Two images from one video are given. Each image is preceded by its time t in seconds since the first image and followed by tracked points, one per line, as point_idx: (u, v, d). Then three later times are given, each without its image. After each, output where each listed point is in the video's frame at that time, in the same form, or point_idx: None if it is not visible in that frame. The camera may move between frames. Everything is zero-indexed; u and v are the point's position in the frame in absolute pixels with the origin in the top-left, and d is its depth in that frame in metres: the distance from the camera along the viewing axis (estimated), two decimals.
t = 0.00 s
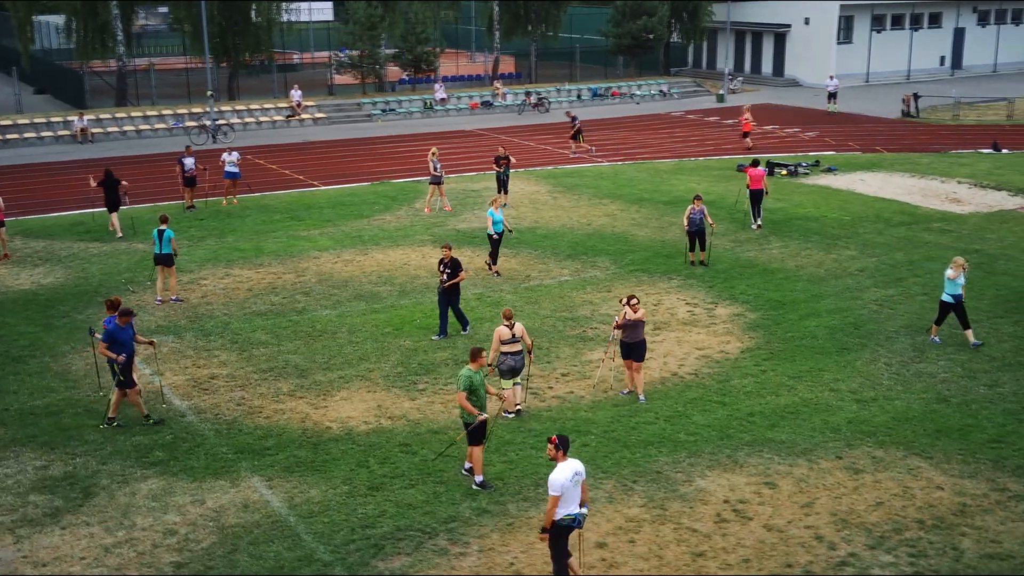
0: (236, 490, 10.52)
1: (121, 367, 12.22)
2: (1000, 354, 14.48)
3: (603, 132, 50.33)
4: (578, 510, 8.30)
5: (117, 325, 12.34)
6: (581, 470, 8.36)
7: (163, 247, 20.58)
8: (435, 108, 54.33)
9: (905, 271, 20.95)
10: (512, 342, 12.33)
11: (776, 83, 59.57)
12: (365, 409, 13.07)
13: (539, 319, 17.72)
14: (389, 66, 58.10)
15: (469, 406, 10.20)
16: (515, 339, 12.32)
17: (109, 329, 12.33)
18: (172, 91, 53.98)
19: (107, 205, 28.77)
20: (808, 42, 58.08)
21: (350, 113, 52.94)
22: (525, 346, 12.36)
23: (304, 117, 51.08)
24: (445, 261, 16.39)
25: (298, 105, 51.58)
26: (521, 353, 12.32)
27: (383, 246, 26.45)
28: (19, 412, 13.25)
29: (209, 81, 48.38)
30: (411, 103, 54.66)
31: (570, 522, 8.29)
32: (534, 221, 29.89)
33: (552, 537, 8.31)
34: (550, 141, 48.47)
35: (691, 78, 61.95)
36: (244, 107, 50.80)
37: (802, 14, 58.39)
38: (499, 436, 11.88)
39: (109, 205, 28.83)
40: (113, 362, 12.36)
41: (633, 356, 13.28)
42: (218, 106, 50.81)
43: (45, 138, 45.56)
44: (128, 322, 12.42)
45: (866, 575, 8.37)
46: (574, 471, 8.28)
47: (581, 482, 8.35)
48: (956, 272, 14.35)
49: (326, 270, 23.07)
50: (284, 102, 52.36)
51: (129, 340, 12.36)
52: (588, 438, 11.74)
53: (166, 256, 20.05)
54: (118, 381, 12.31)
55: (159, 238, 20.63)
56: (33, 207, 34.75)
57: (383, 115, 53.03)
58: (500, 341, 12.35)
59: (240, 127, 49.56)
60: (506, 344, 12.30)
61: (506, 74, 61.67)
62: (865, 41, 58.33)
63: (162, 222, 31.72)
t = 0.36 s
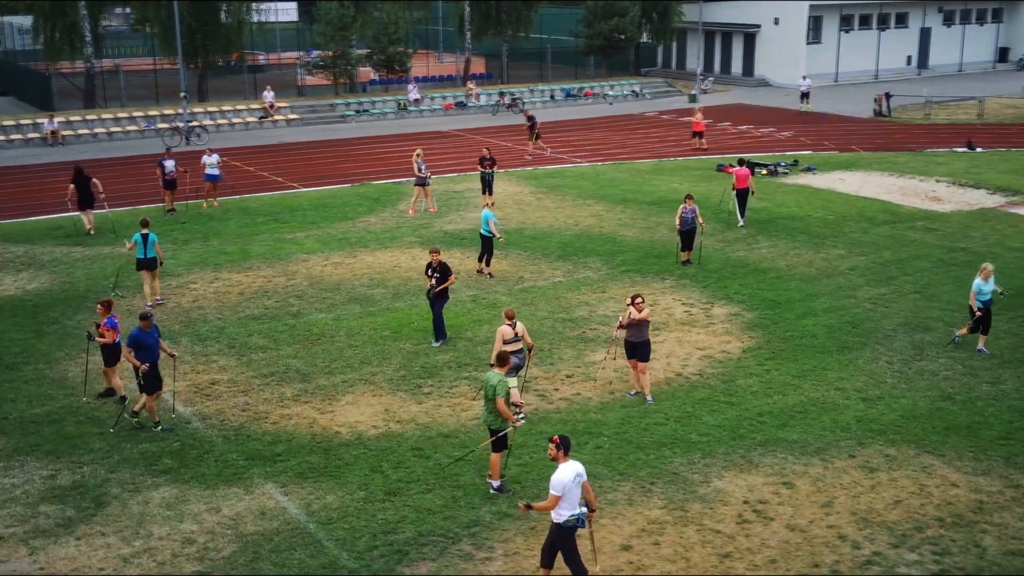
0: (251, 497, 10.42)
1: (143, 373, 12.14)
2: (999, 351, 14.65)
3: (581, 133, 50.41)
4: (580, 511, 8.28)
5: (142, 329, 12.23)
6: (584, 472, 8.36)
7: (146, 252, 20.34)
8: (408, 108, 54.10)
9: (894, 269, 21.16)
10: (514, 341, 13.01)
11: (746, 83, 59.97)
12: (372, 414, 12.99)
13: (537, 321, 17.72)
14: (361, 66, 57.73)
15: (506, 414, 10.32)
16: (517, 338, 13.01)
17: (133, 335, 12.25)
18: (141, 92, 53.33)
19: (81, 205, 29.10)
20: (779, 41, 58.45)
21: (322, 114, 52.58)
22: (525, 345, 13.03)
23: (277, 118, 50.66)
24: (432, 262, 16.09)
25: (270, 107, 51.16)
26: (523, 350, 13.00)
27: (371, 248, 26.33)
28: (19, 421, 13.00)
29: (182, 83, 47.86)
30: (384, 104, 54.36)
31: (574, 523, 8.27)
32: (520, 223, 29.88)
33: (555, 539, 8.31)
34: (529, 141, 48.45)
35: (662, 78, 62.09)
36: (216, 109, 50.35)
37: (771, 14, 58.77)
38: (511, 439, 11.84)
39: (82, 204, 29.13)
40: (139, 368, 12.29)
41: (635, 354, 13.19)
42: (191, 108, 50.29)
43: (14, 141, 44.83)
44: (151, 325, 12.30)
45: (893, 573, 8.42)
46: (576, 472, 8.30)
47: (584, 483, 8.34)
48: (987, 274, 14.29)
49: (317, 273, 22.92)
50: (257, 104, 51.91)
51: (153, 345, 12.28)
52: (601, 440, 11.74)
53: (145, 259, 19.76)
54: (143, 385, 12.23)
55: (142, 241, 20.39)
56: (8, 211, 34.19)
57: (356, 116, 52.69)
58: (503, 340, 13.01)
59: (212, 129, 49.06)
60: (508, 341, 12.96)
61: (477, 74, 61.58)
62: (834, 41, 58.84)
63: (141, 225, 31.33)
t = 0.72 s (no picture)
0: (265, 504, 10.31)
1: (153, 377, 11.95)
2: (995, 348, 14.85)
3: (557, 133, 50.46)
4: (578, 506, 8.40)
5: (159, 334, 11.95)
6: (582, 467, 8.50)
7: (128, 254, 20.05)
8: (379, 110, 53.81)
9: (882, 267, 21.41)
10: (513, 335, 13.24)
11: (713, 83, 60.35)
12: (377, 418, 12.91)
13: (533, 322, 17.73)
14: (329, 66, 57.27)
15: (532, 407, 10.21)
16: (515, 331, 13.24)
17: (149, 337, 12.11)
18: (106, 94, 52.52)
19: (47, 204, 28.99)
20: (745, 41, 58.91)
21: (292, 115, 52.10)
22: (523, 339, 13.28)
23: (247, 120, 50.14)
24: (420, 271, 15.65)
25: (240, 108, 50.60)
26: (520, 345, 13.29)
27: (357, 251, 26.19)
28: (18, 428, 12.76)
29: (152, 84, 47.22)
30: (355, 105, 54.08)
31: (571, 518, 8.40)
32: (505, 224, 29.88)
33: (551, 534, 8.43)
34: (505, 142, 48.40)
35: (630, 79, 62.29)
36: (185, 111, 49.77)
37: (738, 15, 59.20)
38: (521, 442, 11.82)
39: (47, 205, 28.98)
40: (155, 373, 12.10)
41: (639, 354, 13.21)
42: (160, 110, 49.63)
43: None
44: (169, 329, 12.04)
45: (918, 571, 8.50)
46: (577, 468, 8.43)
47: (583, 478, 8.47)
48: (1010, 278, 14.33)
49: (305, 276, 22.77)
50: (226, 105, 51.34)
51: (169, 351, 12.02)
52: (611, 441, 11.74)
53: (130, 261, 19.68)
54: (158, 391, 12.07)
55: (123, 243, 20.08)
56: None
57: (326, 117, 52.25)
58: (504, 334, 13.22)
59: (182, 131, 48.47)
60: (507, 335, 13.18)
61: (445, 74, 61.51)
62: (800, 42, 59.35)
63: (117, 228, 30.87)
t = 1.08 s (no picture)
0: (278, 512, 10.22)
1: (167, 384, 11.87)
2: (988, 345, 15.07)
3: (530, 134, 50.48)
4: (575, 508, 8.45)
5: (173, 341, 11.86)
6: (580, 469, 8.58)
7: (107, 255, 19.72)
8: (347, 111, 53.49)
9: (865, 266, 21.68)
10: (505, 336, 13.04)
11: (678, 83, 60.72)
12: (381, 423, 12.83)
13: (527, 324, 17.74)
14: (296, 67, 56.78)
15: (547, 401, 10.60)
16: (506, 332, 13.05)
17: (164, 344, 12.03)
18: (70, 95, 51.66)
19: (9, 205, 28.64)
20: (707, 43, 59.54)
21: (259, 117, 51.57)
22: (515, 339, 13.10)
23: (214, 122, 49.56)
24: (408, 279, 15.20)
25: (207, 110, 50.00)
26: (512, 346, 13.11)
27: (340, 253, 26.04)
28: (15, 438, 12.51)
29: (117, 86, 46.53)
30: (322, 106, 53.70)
31: (568, 520, 8.45)
32: (486, 225, 29.85)
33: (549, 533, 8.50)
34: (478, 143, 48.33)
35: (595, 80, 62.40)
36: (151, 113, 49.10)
37: (702, 15, 59.61)
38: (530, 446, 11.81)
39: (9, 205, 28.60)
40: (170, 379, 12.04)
41: (645, 357, 13.25)
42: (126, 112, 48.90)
43: None
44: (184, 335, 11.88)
45: (939, 568, 8.60)
46: (574, 469, 8.50)
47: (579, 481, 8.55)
48: None
49: (291, 279, 22.60)
50: (192, 108, 50.70)
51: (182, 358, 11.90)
52: (620, 443, 11.77)
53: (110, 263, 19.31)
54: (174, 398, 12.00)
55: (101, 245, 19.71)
56: None
57: (294, 118, 51.75)
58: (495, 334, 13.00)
59: (149, 133, 47.82)
60: (499, 336, 12.99)
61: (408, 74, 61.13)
62: (763, 43, 59.88)
63: (91, 232, 30.40)
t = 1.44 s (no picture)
0: (289, 519, 10.11)
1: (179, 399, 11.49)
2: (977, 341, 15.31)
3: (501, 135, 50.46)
4: (569, 505, 8.56)
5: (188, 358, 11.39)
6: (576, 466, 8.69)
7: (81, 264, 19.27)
8: (312, 113, 53.10)
9: (847, 265, 21.92)
10: (494, 333, 13.18)
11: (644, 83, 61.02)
12: (383, 428, 12.75)
13: (519, 326, 17.72)
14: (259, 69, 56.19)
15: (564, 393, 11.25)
16: (497, 331, 13.20)
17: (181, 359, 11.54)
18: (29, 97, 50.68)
19: None
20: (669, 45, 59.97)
21: (223, 119, 50.96)
22: (504, 336, 13.21)
23: (179, 125, 48.91)
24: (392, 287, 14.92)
25: (170, 112, 49.30)
26: (501, 343, 13.22)
27: (321, 257, 25.84)
28: (10, 449, 12.28)
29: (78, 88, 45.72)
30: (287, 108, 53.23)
31: (561, 516, 8.57)
32: (465, 227, 29.78)
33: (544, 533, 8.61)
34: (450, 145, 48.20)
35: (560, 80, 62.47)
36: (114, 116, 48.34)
37: (664, 16, 59.95)
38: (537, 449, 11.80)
39: None
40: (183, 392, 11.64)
41: (647, 358, 13.29)
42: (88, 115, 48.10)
43: None
44: (201, 353, 11.44)
45: (957, 564, 8.72)
46: (568, 466, 8.61)
47: (573, 479, 8.64)
48: None
49: (274, 283, 22.39)
50: (155, 110, 49.98)
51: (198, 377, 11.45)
52: (626, 444, 11.79)
53: (85, 270, 18.98)
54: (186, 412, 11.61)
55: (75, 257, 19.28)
56: None
57: (259, 121, 51.23)
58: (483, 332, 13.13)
59: (112, 136, 47.08)
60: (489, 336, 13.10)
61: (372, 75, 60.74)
62: (725, 44, 60.37)
63: (62, 237, 29.88)
